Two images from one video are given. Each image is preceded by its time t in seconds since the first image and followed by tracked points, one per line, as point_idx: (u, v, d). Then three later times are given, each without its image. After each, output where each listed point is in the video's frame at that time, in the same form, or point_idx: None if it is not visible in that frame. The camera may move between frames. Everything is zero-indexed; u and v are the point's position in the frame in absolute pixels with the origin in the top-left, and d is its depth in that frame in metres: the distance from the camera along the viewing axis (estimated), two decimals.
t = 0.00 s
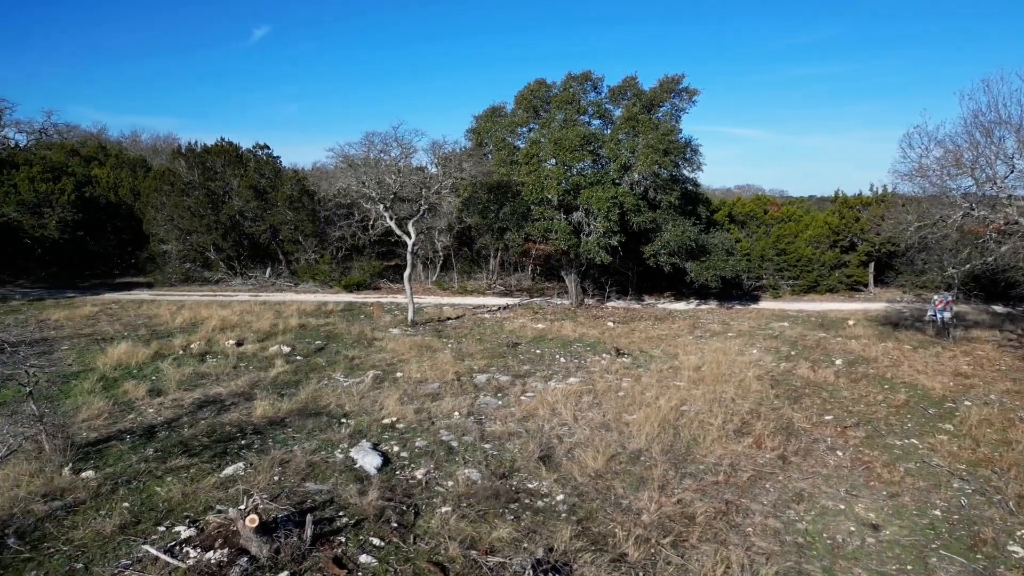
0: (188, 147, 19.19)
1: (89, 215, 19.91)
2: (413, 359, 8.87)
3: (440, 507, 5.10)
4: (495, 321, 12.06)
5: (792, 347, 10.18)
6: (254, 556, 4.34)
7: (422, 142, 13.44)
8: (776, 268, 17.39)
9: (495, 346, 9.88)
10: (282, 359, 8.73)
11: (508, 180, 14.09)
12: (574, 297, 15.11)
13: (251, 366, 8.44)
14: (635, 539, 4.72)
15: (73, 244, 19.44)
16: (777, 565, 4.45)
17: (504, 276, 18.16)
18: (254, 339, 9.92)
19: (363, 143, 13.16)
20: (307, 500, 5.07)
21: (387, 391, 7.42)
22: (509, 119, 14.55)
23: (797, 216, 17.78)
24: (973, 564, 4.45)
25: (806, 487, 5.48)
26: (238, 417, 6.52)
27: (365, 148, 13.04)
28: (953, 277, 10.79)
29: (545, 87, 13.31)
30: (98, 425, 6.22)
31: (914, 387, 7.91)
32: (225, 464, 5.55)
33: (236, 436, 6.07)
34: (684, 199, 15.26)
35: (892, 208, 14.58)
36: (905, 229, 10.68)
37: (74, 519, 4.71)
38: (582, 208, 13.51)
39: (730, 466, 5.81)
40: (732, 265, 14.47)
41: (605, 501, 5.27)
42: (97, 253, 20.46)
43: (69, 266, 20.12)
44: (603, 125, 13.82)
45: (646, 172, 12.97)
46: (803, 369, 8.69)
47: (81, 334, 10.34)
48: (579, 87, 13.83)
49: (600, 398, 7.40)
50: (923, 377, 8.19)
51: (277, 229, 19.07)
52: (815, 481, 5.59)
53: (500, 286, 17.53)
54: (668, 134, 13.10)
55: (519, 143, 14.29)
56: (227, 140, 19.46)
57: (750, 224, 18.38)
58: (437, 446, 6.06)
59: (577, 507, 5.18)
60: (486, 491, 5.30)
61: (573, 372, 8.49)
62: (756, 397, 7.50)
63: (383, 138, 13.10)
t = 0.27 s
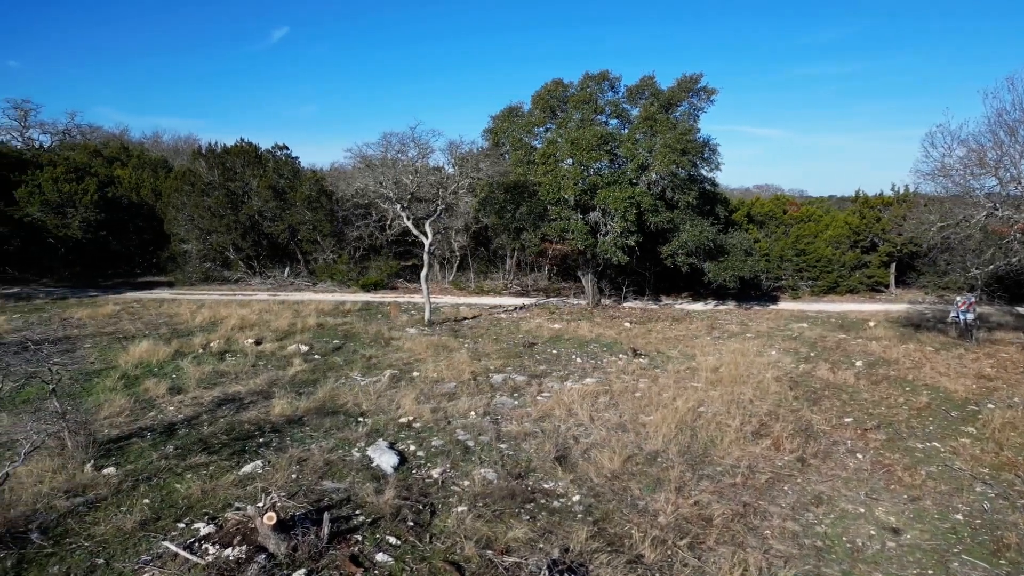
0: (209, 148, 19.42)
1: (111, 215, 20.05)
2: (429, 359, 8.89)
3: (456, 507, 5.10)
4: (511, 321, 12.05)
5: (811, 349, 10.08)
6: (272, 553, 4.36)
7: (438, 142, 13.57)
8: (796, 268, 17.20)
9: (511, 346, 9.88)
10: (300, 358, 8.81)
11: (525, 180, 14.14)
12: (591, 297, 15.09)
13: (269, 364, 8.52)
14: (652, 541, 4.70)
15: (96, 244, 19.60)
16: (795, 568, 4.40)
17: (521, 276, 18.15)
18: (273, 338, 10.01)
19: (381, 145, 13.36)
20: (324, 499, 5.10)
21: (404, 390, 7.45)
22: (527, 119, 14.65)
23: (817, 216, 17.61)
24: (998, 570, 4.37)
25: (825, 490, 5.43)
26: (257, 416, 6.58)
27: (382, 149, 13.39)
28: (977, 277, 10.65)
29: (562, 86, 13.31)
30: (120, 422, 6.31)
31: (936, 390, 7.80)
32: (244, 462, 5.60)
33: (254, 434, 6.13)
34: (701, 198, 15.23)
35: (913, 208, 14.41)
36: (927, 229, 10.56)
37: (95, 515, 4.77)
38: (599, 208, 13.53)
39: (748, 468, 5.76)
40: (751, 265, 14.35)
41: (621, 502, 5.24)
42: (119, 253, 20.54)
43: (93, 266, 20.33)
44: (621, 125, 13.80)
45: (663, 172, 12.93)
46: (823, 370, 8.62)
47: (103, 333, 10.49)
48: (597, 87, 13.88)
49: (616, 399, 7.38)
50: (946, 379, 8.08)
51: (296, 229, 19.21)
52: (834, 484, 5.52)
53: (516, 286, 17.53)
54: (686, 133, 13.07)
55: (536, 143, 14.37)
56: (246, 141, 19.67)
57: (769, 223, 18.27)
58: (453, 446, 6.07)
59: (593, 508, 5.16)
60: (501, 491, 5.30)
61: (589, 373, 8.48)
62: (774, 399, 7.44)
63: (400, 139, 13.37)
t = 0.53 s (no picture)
0: (228, 148, 19.63)
1: (134, 215, 20.30)
2: (446, 358, 8.93)
3: (472, 506, 5.11)
4: (527, 321, 12.09)
5: (830, 350, 10.00)
6: (289, 551, 4.40)
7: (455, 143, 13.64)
8: (816, 269, 17.01)
9: (528, 346, 9.89)
10: (318, 357, 8.87)
11: (541, 180, 14.20)
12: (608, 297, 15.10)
13: (288, 363, 8.60)
14: (668, 542, 4.67)
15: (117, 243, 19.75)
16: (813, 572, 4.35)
17: (537, 276, 18.18)
18: (291, 337, 10.09)
19: (399, 145, 13.54)
20: (341, 497, 5.13)
21: (421, 389, 7.48)
22: (544, 119, 14.72)
23: (837, 216, 17.46)
24: None
25: (845, 493, 5.38)
26: (275, 414, 6.64)
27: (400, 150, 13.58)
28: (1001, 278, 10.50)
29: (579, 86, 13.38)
30: (141, 419, 6.39)
31: (960, 392, 7.70)
32: (262, 460, 5.64)
33: (273, 433, 6.18)
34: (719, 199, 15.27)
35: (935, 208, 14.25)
36: (949, 230, 10.43)
37: (116, 511, 4.83)
38: (616, 209, 13.59)
39: (765, 471, 5.72)
40: (770, 265, 14.43)
41: (637, 503, 5.22)
42: (141, 253, 20.78)
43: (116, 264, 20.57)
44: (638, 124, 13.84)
45: (680, 173, 12.97)
46: (843, 372, 8.54)
47: (125, 331, 10.64)
48: (614, 87, 13.91)
49: (633, 399, 7.37)
50: (969, 382, 7.96)
51: (314, 229, 19.34)
52: (854, 487, 5.46)
53: (533, 287, 17.58)
54: (704, 133, 13.11)
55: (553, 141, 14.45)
56: (266, 142, 19.88)
57: (788, 223, 18.17)
58: (469, 446, 6.08)
59: (609, 508, 5.15)
60: (517, 491, 5.30)
61: (606, 373, 8.47)
62: (793, 401, 7.39)
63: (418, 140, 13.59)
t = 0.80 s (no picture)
0: (248, 149, 19.84)
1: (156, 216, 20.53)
2: (462, 358, 8.96)
3: (488, 505, 5.12)
4: (544, 321, 12.10)
5: (850, 351, 9.90)
6: (307, 548, 4.43)
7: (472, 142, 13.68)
8: (836, 270, 16.81)
9: (545, 346, 9.90)
10: (335, 356, 8.93)
11: (558, 180, 14.22)
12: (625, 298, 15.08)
13: (306, 362, 8.67)
14: (685, 543, 4.65)
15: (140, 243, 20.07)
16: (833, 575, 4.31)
17: (554, 276, 18.20)
18: (310, 336, 10.17)
19: (416, 145, 13.60)
20: (358, 496, 5.15)
21: (437, 389, 7.51)
22: (561, 119, 14.77)
23: (858, 216, 17.30)
24: None
25: (865, 496, 5.32)
26: (293, 412, 6.69)
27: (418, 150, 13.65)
28: None
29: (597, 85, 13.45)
30: (161, 417, 6.47)
31: (984, 395, 7.58)
32: (280, 458, 5.69)
33: (291, 431, 6.24)
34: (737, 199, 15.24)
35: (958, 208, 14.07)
36: (972, 230, 10.29)
37: (138, 507, 4.90)
38: (633, 209, 13.62)
39: (783, 473, 5.67)
40: (788, 266, 14.42)
41: (653, 504, 5.20)
42: (163, 253, 21.06)
43: (138, 262, 20.89)
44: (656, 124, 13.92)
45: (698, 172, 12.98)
46: (863, 374, 8.45)
47: (147, 330, 10.78)
48: (631, 85, 14.02)
49: (651, 400, 7.34)
50: (993, 385, 7.84)
51: (332, 229, 19.47)
52: (875, 490, 5.40)
53: (549, 287, 17.59)
54: (722, 133, 13.15)
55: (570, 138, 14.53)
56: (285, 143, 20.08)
57: (807, 223, 18.03)
58: (486, 445, 6.09)
59: (625, 509, 5.13)
60: (533, 491, 5.29)
61: (622, 373, 8.46)
62: (812, 402, 7.33)
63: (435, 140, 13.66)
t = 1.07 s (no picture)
0: (268, 150, 20.02)
1: (179, 215, 20.86)
2: (479, 357, 8.97)
3: (504, 505, 5.12)
4: (560, 321, 12.10)
5: (871, 353, 9.79)
6: (325, 546, 4.45)
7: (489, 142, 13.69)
8: (856, 270, 16.69)
9: (561, 346, 9.90)
10: (353, 355, 9.00)
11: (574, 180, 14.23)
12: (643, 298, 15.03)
13: (324, 361, 8.74)
14: (703, 545, 4.62)
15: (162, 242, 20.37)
16: None
17: (571, 276, 18.21)
18: (328, 335, 10.25)
19: (433, 145, 13.63)
20: (375, 494, 5.18)
21: (454, 388, 7.53)
22: (578, 119, 14.77)
23: (879, 216, 17.13)
24: None
25: (886, 499, 5.26)
26: (311, 411, 6.74)
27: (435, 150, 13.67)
28: None
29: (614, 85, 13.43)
30: (182, 414, 6.55)
31: (1009, 397, 7.46)
32: (298, 456, 5.73)
33: (309, 430, 6.29)
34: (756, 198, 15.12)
35: (982, 208, 13.87)
36: (996, 230, 10.13)
37: (159, 504, 4.96)
38: (650, 209, 13.59)
39: (803, 475, 5.62)
40: (808, 266, 14.32)
41: (670, 506, 5.17)
42: (183, 253, 21.30)
43: (160, 262, 21.21)
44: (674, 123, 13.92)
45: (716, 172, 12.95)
46: (884, 376, 8.36)
47: (168, 328, 10.92)
48: (649, 85, 14.00)
49: (668, 401, 7.31)
50: (1018, 387, 7.72)
51: (350, 229, 19.58)
52: (896, 494, 5.33)
53: (566, 287, 17.58)
54: (741, 132, 13.08)
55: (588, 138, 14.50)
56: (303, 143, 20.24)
57: (828, 223, 17.88)
58: (502, 445, 6.09)
59: (642, 511, 5.11)
60: (550, 491, 5.29)
61: (640, 374, 8.43)
62: (833, 404, 7.27)
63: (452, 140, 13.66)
